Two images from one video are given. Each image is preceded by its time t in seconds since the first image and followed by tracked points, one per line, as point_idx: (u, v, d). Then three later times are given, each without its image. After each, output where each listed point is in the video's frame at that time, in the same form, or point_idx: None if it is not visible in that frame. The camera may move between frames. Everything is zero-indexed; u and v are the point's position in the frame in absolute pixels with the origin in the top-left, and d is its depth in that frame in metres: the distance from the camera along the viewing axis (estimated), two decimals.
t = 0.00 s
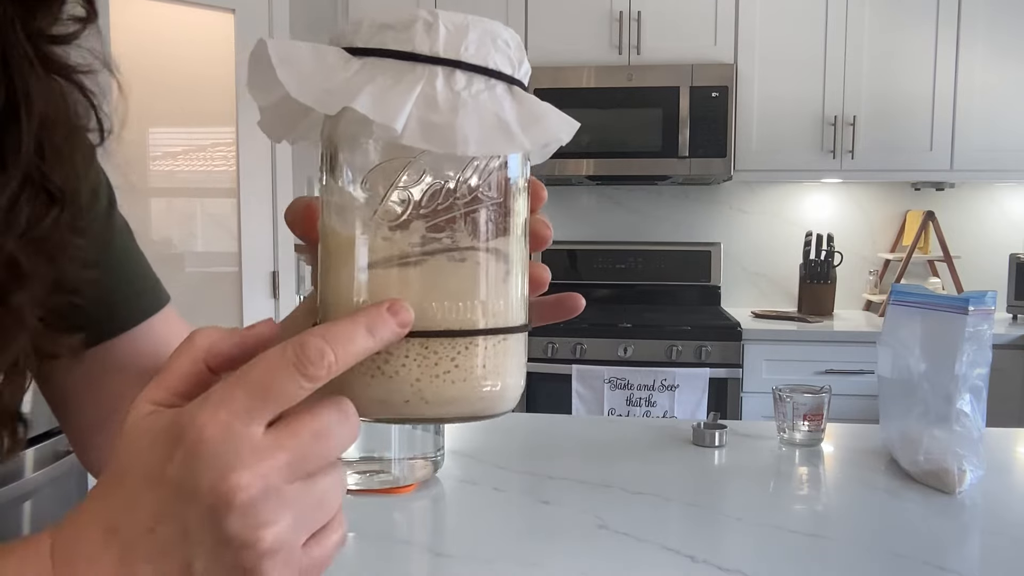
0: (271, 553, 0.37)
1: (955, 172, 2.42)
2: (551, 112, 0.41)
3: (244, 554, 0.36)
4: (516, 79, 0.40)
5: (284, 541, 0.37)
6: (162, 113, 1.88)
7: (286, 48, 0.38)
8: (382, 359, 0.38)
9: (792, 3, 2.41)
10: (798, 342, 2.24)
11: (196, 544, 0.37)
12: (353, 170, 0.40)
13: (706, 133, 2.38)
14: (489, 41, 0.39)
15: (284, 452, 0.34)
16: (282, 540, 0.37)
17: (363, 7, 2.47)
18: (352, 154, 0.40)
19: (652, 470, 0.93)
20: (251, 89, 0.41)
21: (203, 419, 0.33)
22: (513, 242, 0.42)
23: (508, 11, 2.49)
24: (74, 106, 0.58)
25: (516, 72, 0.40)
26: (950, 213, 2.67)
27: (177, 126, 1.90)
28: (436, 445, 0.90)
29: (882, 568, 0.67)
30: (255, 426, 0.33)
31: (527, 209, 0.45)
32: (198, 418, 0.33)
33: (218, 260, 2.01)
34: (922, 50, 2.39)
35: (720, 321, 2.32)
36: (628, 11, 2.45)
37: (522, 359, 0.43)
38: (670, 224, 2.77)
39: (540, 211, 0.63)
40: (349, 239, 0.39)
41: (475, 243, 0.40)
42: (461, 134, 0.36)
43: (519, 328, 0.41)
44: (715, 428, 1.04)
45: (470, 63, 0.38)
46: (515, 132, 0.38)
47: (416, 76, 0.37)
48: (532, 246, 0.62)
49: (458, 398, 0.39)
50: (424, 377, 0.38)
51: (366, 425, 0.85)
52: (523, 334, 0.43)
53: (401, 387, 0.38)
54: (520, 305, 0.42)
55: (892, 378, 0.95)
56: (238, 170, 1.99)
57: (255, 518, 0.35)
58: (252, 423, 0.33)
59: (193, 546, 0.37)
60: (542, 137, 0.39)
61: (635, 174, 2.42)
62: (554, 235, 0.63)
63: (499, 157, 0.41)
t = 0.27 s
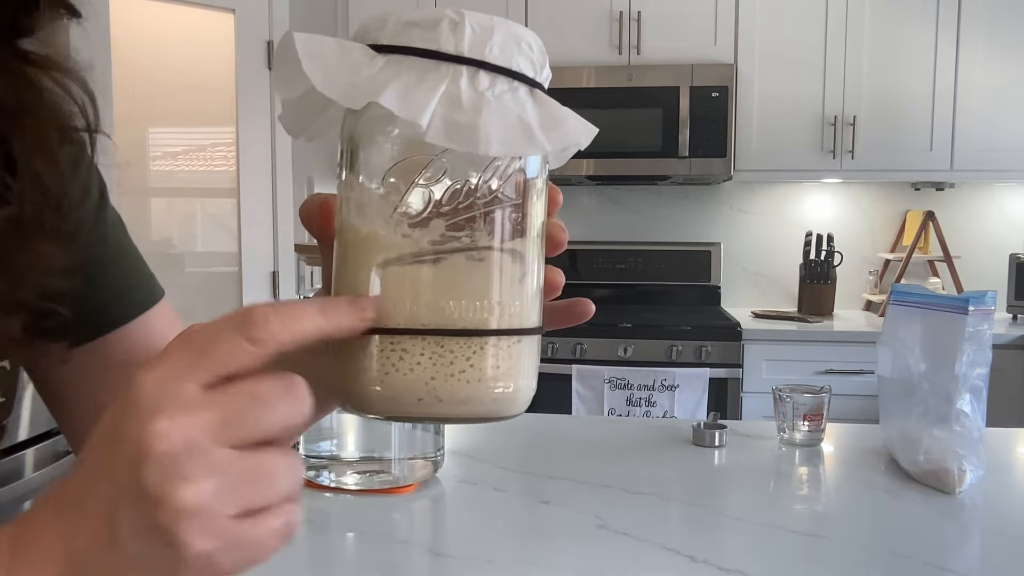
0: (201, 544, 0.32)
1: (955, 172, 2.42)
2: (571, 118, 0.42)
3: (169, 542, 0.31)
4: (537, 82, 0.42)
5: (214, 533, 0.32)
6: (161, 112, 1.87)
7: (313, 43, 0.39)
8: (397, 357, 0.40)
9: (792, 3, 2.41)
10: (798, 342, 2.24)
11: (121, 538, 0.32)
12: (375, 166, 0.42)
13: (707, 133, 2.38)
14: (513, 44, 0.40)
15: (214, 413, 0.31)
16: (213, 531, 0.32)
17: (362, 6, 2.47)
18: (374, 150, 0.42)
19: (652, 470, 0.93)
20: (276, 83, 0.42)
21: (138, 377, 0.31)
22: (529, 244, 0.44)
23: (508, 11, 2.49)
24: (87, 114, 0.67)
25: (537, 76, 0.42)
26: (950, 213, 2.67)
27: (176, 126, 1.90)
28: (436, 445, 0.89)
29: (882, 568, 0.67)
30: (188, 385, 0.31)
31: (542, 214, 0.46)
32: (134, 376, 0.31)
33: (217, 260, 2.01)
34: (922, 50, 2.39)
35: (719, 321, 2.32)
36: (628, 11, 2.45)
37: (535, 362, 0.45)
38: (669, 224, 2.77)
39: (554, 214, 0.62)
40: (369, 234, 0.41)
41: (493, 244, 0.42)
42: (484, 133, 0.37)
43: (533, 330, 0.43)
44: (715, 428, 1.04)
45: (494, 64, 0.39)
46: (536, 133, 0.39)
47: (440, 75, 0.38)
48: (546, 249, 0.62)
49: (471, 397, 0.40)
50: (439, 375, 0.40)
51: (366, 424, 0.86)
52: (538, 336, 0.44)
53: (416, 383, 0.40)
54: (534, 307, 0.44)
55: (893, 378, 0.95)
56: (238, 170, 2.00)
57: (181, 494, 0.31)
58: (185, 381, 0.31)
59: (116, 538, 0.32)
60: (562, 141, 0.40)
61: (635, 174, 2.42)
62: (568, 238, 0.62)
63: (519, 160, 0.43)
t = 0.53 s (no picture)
0: (109, 483, 0.34)
1: (955, 172, 2.42)
2: (579, 114, 0.42)
3: (83, 480, 0.34)
4: (546, 79, 0.42)
5: (129, 476, 0.34)
6: (161, 112, 1.87)
7: (320, 40, 0.39)
8: (409, 355, 0.40)
9: (792, 3, 2.41)
10: (798, 342, 2.24)
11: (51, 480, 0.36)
12: (383, 164, 0.42)
13: (707, 133, 2.38)
14: (522, 40, 0.40)
15: (155, 360, 0.36)
16: (127, 474, 0.34)
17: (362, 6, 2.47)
18: (382, 147, 0.41)
19: (652, 470, 0.93)
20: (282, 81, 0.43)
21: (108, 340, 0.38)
22: (540, 240, 0.44)
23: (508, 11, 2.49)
24: (64, 111, 0.72)
25: (546, 72, 0.42)
26: (950, 213, 2.67)
27: (177, 126, 1.89)
28: (436, 445, 0.89)
29: (882, 568, 0.67)
30: (142, 337, 0.37)
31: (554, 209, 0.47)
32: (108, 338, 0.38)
33: (217, 260, 2.01)
34: (923, 50, 2.38)
35: (719, 321, 2.32)
36: (628, 11, 2.45)
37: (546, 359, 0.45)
38: (670, 224, 2.77)
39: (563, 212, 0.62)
40: (378, 233, 0.41)
41: (503, 241, 0.42)
42: (494, 130, 0.38)
43: (545, 327, 0.43)
44: (715, 428, 1.04)
45: (504, 60, 0.39)
46: (546, 131, 0.40)
47: (450, 72, 0.39)
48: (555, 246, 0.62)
49: (484, 395, 0.41)
50: (451, 373, 0.40)
51: (366, 422, 0.86)
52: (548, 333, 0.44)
53: (428, 382, 0.40)
54: (545, 304, 0.44)
55: (893, 378, 0.95)
56: (238, 170, 2.00)
57: (103, 430, 0.34)
58: (140, 333, 0.37)
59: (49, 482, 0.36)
60: (571, 138, 0.41)
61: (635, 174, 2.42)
62: (577, 234, 0.62)
63: (530, 157, 0.43)
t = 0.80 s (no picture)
0: (126, 506, 0.34)
1: (955, 172, 2.42)
2: (575, 116, 0.43)
3: (100, 499, 0.34)
4: (541, 81, 0.42)
5: (145, 496, 0.34)
6: (161, 111, 1.87)
7: (311, 44, 0.39)
8: (404, 363, 0.40)
9: (792, 3, 2.41)
10: (797, 342, 2.24)
11: (59, 492, 0.36)
12: (376, 170, 0.42)
13: (707, 133, 2.38)
14: (517, 42, 0.40)
15: (169, 372, 0.35)
16: (144, 493, 0.34)
17: (362, 6, 2.47)
18: (375, 153, 0.41)
19: (652, 470, 0.93)
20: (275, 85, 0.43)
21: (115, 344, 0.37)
22: (535, 246, 0.44)
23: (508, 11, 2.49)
24: (61, 107, 0.67)
25: (542, 74, 0.42)
26: (950, 213, 2.67)
27: (177, 126, 1.89)
28: (436, 445, 0.89)
29: (882, 568, 0.67)
30: (154, 346, 0.36)
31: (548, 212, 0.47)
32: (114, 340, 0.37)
33: (217, 260, 2.01)
34: (923, 50, 2.38)
35: (719, 321, 2.32)
36: (628, 11, 2.45)
37: (544, 365, 0.45)
38: (669, 224, 2.77)
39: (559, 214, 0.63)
40: (372, 239, 0.41)
41: (498, 247, 0.42)
42: (488, 133, 0.38)
43: (541, 333, 0.43)
44: (715, 428, 1.04)
45: (498, 63, 0.39)
46: (542, 135, 0.40)
47: (443, 75, 0.39)
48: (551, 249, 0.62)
49: (479, 403, 0.41)
50: (446, 382, 0.40)
51: (366, 425, 0.86)
52: (545, 339, 0.44)
53: (423, 390, 0.40)
54: (541, 310, 0.44)
55: (893, 378, 0.95)
56: (238, 170, 2.00)
57: (120, 448, 0.34)
58: (154, 341, 0.36)
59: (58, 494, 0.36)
60: (567, 140, 0.42)
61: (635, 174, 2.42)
62: (574, 237, 0.63)
63: (524, 161, 0.43)
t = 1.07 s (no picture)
0: (128, 501, 0.34)
1: (955, 172, 2.42)
2: (565, 107, 0.43)
3: (101, 493, 0.34)
4: (531, 72, 0.42)
5: (148, 488, 0.35)
6: (161, 112, 1.87)
7: (298, 37, 0.39)
8: (394, 357, 0.40)
9: (792, 3, 2.41)
10: (797, 342, 2.24)
11: (60, 483, 0.36)
12: (363, 162, 0.41)
13: (707, 133, 2.38)
14: (504, 32, 0.40)
15: (167, 361, 0.34)
16: (147, 488, 0.35)
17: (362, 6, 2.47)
18: (363, 145, 0.41)
19: (652, 470, 0.93)
20: (261, 79, 0.43)
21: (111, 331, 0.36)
22: (526, 238, 0.44)
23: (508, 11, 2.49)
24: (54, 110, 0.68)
25: (531, 65, 0.43)
26: (950, 213, 2.67)
27: (177, 126, 1.89)
28: (436, 445, 0.89)
29: (882, 568, 0.67)
30: (152, 334, 0.35)
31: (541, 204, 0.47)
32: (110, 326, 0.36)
33: (218, 260, 2.01)
34: (923, 50, 2.38)
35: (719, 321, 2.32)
36: (628, 11, 2.45)
37: (536, 358, 0.45)
38: (669, 224, 2.77)
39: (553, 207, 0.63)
40: (359, 232, 0.41)
41: (489, 239, 0.42)
42: (476, 125, 0.38)
43: (533, 326, 0.43)
44: (715, 428, 1.04)
45: (486, 53, 0.40)
46: (531, 125, 0.40)
47: (430, 66, 0.39)
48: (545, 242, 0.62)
49: (470, 397, 0.41)
50: (436, 376, 0.40)
51: (366, 424, 0.86)
52: (537, 332, 0.44)
53: (414, 384, 0.40)
54: (533, 303, 0.44)
55: (893, 378, 0.95)
56: (238, 170, 2.00)
57: (122, 440, 0.34)
58: (151, 329, 0.35)
59: (59, 486, 0.36)
60: (559, 131, 0.41)
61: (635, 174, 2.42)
62: (567, 231, 0.63)
63: (514, 151, 0.42)
